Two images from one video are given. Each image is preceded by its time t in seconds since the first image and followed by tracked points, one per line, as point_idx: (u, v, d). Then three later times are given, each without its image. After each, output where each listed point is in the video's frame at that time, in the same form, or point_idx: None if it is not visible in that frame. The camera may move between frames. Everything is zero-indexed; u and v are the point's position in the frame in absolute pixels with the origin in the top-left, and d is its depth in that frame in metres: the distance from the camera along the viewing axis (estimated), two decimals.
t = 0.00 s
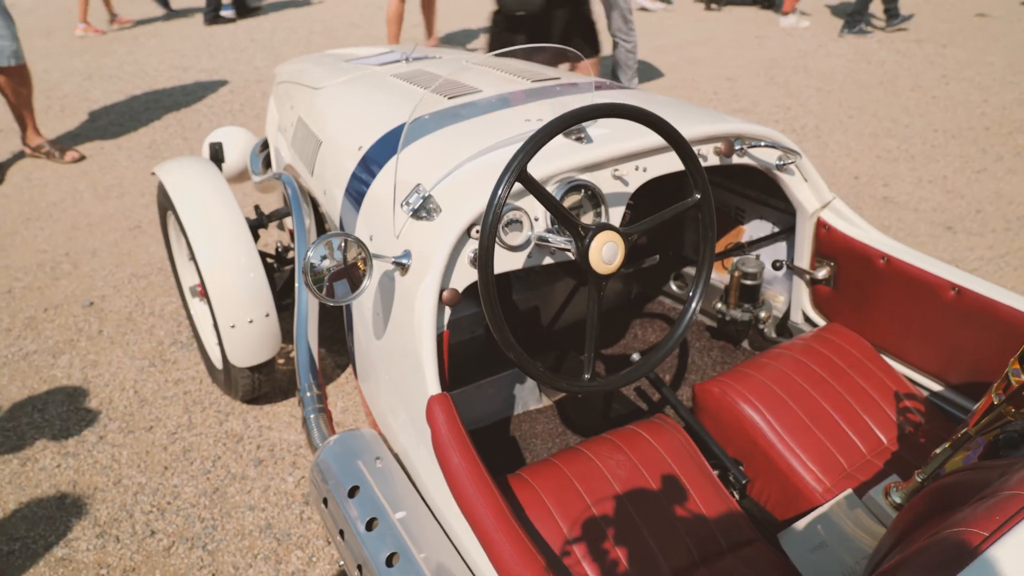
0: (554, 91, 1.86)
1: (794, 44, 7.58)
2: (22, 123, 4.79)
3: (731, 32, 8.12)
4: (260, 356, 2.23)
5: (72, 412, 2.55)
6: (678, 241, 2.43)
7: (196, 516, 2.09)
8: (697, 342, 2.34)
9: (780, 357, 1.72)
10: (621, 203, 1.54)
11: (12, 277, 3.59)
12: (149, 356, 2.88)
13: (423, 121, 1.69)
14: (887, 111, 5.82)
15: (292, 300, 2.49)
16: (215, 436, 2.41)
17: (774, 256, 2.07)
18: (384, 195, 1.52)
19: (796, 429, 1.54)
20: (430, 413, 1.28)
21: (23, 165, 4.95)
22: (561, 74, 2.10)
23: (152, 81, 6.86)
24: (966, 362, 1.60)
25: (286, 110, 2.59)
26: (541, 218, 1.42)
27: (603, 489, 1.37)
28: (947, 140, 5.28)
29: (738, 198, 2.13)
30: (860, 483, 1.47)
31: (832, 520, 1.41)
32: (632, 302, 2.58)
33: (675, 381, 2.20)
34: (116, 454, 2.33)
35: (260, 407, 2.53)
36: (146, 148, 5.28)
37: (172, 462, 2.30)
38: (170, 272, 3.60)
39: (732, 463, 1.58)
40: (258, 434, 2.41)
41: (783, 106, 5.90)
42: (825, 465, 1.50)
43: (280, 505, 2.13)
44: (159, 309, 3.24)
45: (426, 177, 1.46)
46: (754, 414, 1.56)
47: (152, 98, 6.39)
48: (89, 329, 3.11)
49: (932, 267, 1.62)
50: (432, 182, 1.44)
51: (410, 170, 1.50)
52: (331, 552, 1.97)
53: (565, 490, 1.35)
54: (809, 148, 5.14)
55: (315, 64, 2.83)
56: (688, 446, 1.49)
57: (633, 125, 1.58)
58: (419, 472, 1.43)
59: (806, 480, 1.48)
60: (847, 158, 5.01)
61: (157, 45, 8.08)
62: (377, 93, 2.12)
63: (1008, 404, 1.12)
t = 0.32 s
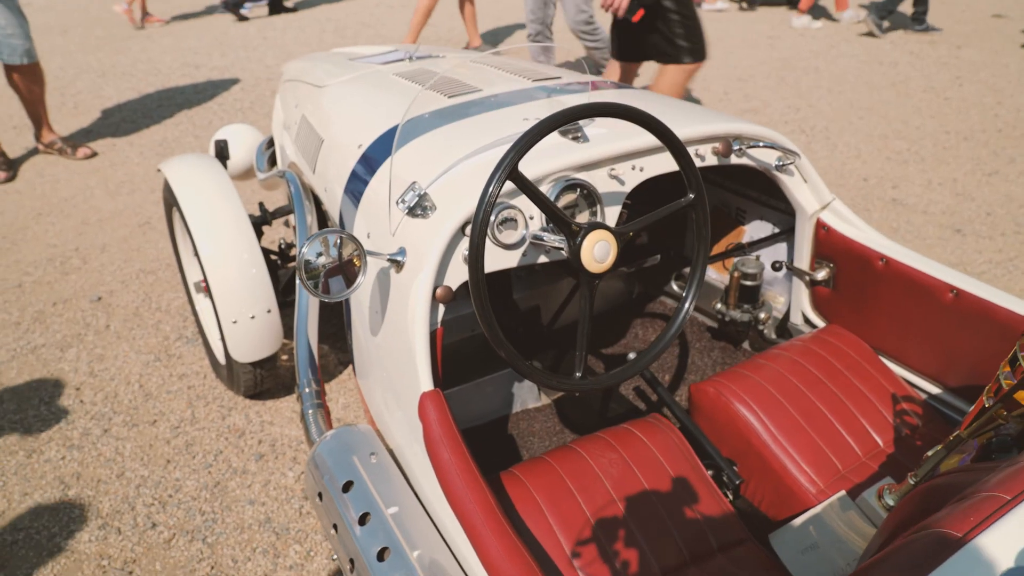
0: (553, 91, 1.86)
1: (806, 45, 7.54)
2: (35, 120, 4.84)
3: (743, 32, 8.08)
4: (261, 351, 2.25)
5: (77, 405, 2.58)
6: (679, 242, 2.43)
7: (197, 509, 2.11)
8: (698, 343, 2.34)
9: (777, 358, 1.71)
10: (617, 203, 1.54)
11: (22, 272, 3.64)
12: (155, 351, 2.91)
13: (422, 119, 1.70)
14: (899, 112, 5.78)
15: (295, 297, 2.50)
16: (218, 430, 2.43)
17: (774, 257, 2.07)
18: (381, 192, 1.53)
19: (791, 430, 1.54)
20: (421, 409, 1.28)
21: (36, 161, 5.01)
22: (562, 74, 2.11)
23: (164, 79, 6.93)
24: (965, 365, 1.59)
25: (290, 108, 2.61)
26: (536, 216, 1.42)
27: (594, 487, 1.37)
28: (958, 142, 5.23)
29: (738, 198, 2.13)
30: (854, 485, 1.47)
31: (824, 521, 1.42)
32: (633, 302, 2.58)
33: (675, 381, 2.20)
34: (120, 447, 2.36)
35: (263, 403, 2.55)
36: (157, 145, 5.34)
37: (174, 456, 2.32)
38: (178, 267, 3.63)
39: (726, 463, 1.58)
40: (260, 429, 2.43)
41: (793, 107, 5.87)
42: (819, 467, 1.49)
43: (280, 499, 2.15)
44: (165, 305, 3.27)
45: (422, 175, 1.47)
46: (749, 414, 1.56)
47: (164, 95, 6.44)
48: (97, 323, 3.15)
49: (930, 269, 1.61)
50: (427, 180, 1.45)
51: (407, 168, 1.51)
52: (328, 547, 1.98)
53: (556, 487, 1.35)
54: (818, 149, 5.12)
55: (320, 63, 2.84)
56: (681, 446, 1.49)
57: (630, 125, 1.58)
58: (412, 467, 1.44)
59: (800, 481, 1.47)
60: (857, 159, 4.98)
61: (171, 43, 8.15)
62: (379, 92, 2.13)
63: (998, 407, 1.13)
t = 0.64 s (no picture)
0: (552, 91, 1.87)
1: (818, 45, 7.49)
2: (49, 116, 4.91)
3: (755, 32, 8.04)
4: (263, 347, 2.28)
5: (83, 398, 2.62)
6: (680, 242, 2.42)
7: (198, 502, 2.14)
8: (698, 343, 2.34)
9: (774, 359, 1.71)
10: (612, 203, 1.55)
11: (32, 266, 3.69)
12: (161, 346, 2.94)
13: (420, 119, 1.71)
14: (910, 114, 5.73)
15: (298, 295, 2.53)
16: (220, 425, 2.46)
17: (774, 258, 2.06)
18: (377, 190, 1.54)
19: (785, 431, 1.54)
20: (413, 406, 1.30)
21: (50, 157, 5.08)
22: (565, 75, 2.12)
23: (177, 77, 6.99)
24: (961, 369, 1.58)
25: (295, 106, 2.63)
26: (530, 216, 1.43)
27: (584, 484, 1.37)
28: (970, 144, 5.18)
29: (738, 199, 2.13)
30: (846, 487, 1.46)
31: (815, 523, 1.42)
32: (635, 303, 2.58)
33: (673, 382, 2.20)
34: (124, 440, 2.39)
35: (265, 398, 2.58)
36: (168, 142, 5.39)
37: (177, 449, 2.35)
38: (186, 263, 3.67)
39: (718, 464, 1.58)
40: (262, 424, 2.46)
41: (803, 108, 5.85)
42: (812, 469, 1.49)
43: (279, 494, 2.17)
44: (172, 300, 3.31)
45: (418, 173, 1.48)
46: (743, 415, 1.56)
47: (176, 93, 6.51)
48: (104, 317, 3.19)
49: (927, 271, 1.60)
50: (424, 179, 1.46)
51: (403, 167, 1.52)
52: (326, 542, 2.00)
53: (546, 485, 1.36)
54: (828, 150, 5.09)
55: (326, 62, 2.86)
56: (674, 447, 1.49)
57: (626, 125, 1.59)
58: (405, 463, 1.45)
59: (792, 482, 1.47)
60: (866, 161, 4.94)
61: (184, 41, 8.22)
62: (381, 91, 2.14)
63: (987, 410, 1.12)
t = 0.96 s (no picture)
0: (551, 89, 1.87)
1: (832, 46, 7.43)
2: (64, 112, 4.97)
3: (769, 33, 7.99)
4: (264, 341, 2.30)
5: (89, 389, 2.66)
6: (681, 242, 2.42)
7: (198, 493, 2.17)
8: (699, 343, 2.33)
9: (771, 360, 1.71)
10: (607, 200, 1.55)
11: (44, 260, 3.75)
12: (167, 339, 2.98)
13: (419, 116, 1.73)
14: (924, 116, 5.67)
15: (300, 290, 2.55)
16: (223, 418, 2.48)
17: (774, 258, 2.05)
18: (374, 186, 1.55)
19: (778, 431, 1.54)
20: (403, 400, 1.31)
21: (64, 153, 5.15)
22: (568, 74, 2.12)
23: (191, 74, 7.06)
24: (958, 371, 1.57)
25: (301, 103, 2.65)
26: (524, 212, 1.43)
27: (574, 480, 1.37)
28: (984, 147, 5.12)
29: (739, 199, 2.12)
30: (838, 488, 1.46)
31: (806, 523, 1.42)
32: (637, 302, 2.58)
33: (672, 381, 2.20)
34: (128, 431, 2.43)
35: (268, 392, 2.60)
36: (181, 138, 5.44)
37: (180, 441, 2.38)
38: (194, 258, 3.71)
39: (710, 462, 1.58)
40: (263, 417, 2.48)
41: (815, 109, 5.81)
42: (804, 469, 1.48)
43: (279, 487, 2.19)
44: (180, 294, 3.35)
45: (414, 169, 1.49)
46: (736, 414, 1.56)
47: (190, 90, 6.57)
48: (113, 310, 3.23)
49: (926, 273, 1.59)
50: (419, 174, 1.47)
51: (400, 163, 1.53)
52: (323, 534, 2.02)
53: (535, 480, 1.36)
54: (839, 151, 5.06)
55: (333, 59, 2.89)
56: (666, 446, 1.49)
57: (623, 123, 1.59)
58: (397, 457, 1.46)
59: (784, 482, 1.47)
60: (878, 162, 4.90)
61: (200, 39, 8.30)
62: (383, 88, 2.16)
63: (980, 411, 1.12)
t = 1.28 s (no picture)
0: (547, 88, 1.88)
1: (847, 47, 7.37)
2: (79, 108, 5.05)
3: (784, 33, 7.95)
4: (265, 334, 2.33)
5: (95, 379, 2.71)
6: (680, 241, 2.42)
7: (198, 483, 2.20)
8: (696, 342, 2.33)
9: (764, 359, 1.71)
10: (598, 198, 1.56)
11: (56, 252, 3.81)
12: (173, 332, 3.02)
13: (415, 113, 1.74)
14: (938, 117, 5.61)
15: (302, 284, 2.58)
16: (225, 409, 2.52)
17: (770, 257, 2.05)
18: (368, 182, 1.58)
19: (765, 429, 1.54)
20: (390, 392, 1.33)
21: (79, 147, 5.22)
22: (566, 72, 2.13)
23: (206, 71, 7.13)
24: (949, 373, 1.57)
25: (306, 100, 2.68)
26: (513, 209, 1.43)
27: (559, 474, 1.38)
28: (998, 149, 5.05)
29: (737, 198, 2.12)
30: (825, 487, 1.46)
31: (790, 521, 1.42)
32: (636, 301, 2.58)
33: (668, 379, 2.21)
34: (132, 421, 2.47)
35: (270, 385, 2.63)
36: (193, 134, 5.50)
37: (182, 431, 2.42)
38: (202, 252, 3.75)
39: (698, 460, 1.59)
40: (264, 409, 2.51)
41: (826, 110, 5.79)
42: (791, 468, 1.49)
43: (277, 478, 2.22)
44: (187, 288, 3.39)
45: (406, 165, 1.51)
46: (725, 412, 1.56)
47: (204, 87, 6.64)
48: (121, 303, 3.28)
49: (919, 274, 1.58)
50: (411, 170, 1.48)
51: (393, 159, 1.55)
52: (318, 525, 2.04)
53: (520, 473, 1.38)
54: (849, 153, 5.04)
55: (339, 56, 2.92)
56: (654, 442, 1.50)
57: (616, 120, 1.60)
58: (386, 449, 1.48)
59: (771, 481, 1.47)
60: (888, 164, 4.87)
61: (216, 37, 8.39)
62: (383, 86, 2.18)
63: (959, 412, 1.11)
